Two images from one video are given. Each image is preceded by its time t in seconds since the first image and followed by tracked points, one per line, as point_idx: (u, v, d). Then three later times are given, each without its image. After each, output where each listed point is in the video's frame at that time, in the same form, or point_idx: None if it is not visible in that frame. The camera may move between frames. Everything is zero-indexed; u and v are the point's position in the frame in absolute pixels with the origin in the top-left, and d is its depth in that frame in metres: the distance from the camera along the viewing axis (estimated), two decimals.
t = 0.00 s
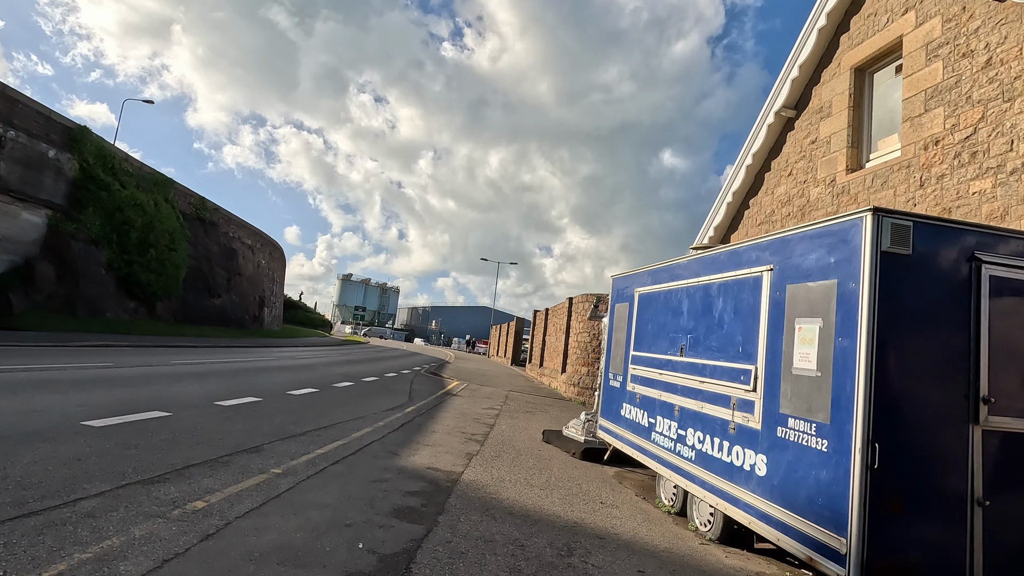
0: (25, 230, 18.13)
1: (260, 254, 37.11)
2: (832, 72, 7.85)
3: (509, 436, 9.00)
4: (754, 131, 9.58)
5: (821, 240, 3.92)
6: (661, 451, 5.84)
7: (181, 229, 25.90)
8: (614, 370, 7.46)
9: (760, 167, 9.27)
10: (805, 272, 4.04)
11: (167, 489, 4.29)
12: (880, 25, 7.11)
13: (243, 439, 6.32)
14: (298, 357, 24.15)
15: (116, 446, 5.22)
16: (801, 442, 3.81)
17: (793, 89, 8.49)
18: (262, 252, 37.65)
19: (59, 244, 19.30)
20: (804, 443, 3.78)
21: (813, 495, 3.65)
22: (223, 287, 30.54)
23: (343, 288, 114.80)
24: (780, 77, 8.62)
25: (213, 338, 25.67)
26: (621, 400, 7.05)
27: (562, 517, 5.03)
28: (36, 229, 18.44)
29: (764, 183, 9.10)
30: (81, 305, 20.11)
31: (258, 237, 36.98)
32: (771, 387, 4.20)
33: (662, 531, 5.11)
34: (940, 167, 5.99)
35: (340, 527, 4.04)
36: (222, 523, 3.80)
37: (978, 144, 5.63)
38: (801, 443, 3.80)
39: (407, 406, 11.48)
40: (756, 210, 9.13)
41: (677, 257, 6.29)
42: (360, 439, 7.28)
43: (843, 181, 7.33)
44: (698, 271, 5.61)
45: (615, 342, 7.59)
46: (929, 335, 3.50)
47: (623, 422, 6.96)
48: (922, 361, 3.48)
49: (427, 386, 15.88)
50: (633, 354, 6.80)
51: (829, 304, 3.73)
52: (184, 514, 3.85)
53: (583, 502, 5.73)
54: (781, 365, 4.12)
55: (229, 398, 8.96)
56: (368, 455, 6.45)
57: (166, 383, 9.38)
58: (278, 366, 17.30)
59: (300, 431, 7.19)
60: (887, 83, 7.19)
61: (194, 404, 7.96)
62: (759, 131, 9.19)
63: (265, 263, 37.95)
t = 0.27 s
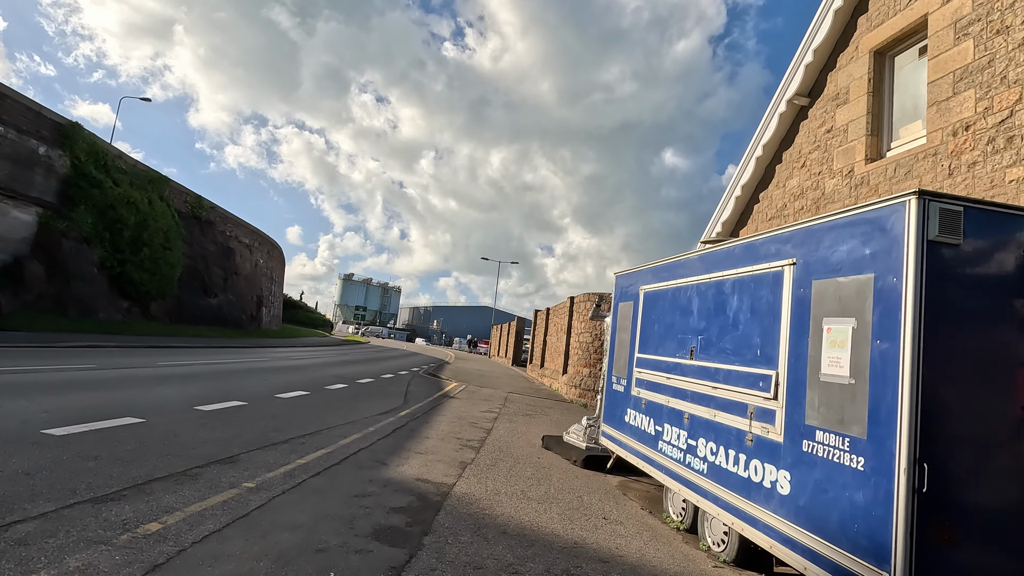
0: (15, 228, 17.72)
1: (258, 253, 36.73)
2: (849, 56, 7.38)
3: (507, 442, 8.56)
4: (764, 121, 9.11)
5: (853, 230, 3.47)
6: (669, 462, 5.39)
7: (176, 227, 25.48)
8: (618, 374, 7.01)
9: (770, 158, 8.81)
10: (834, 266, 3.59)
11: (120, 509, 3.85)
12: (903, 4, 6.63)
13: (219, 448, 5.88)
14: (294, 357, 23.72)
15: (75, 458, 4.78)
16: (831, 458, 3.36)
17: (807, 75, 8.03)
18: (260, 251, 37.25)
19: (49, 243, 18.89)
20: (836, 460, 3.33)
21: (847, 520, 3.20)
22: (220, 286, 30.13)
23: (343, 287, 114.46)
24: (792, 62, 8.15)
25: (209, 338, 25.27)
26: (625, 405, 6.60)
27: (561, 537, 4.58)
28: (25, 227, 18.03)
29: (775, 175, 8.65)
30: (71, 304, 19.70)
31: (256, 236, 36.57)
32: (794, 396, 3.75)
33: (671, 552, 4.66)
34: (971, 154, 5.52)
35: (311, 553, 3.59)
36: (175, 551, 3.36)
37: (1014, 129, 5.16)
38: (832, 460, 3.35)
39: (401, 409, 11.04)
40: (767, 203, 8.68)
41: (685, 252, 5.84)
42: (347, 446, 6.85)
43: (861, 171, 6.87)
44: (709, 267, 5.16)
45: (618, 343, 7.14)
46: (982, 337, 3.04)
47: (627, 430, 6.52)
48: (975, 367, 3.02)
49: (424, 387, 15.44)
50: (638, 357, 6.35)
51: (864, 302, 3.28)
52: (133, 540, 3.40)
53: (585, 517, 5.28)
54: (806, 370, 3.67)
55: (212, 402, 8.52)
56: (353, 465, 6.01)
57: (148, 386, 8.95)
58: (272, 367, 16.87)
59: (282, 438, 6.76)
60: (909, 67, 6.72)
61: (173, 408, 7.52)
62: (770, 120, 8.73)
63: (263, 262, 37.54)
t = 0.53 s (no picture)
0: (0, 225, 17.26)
1: (254, 252, 36.27)
2: (868, 36, 6.93)
3: (504, 447, 8.13)
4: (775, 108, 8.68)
5: (897, 210, 3.04)
6: (680, 471, 4.95)
7: (168, 225, 25.02)
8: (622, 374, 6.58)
9: (781, 148, 8.38)
10: (873, 252, 3.16)
11: (66, 529, 3.40)
12: None
13: (192, 455, 5.44)
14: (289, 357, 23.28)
15: (27, 468, 4.34)
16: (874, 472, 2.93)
17: (821, 58, 7.59)
18: (256, 250, 36.81)
19: (36, 240, 18.43)
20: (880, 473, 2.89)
21: (896, 545, 2.76)
22: (214, 285, 29.68)
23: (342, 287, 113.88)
24: (806, 45, 7.72)
25: (202, 338, 24.82)
26: (631, 408, 6.17)
27: (562, 555, 4.14)
28: (11, 224, 17.58)
29: (786, 165, 8.23)
30: (59, 303, 19.25)
31: (252, 235, 36.12)
32: (826, 400, 3.32)
33: (684, 571, 4.22)
34: (1007, 136, 5.08)
35: None
36: None
37: None
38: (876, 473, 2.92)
39: (395, 411, 10.60)
40: (778, 194, 8.27)
41: (697, 242, 5.40)
42: (334, 452, 6.41)
43: (882, 157, 6.44)
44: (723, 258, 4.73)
45: (622, 342, 6.71)
46: None
47: (633, 434, 6.08)
48: None
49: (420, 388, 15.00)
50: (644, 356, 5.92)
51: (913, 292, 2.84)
52: (72, 567, 2.96)
53: (588, 531, 4.84)
54: (841, 371, 3.24)
55: (193, 404, 8.07)
56: (338, 473, 5.57)
57: (127, 388, 8.51)
58: (264, 367, 16.42)
59: (264, 443, 6.32)
60: (933, 46, 6.28)
61: (150, 412, 7.07)
62: (782, 107, 8.30)
63: (259, 261, 37.10)
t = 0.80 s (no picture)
0: None
1: (248, 250, 35.76)
2: (886, 16, 6.51)
3: (498, 452, 7.69)
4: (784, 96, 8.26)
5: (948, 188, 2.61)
6: (687, 483, 4.52)
7: (159, 222, 24.52)
8: (623, 376, 6.15)
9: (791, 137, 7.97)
10: (917, 237, 2.73)
11: None
12: None
13: (156, 463, 4.99)
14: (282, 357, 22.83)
15: None
16: (923, 494, 2.50)
17: (834, 41, 7.16)
18: (251, 248, 36.30)
19: (20, 236, 17.93)
20: (931, 496, 2.47)
21: None
22: (207, 283, 29.18)
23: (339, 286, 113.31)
24: (818, 27, 7.29)
25: (193, 337, 24.33)
26: (633, 412, 5.74)
27: None
28: None
29: (796, 155, 7.81)
30: (44, 301, 18.75)
31: (246, 233, 35.62)
32: (860, 408, 2.89)
33: None
34: None
35: None
36: None
37: None
38: (925, 496, 2.49)
39: (387, 413, 10.16)
40: (787, 186, 7.85)
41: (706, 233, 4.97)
42: (314, 459, 5.97)
43: (901, 145, 6.01)
44: (736, 248, 4.30)
45: (624, 341, 6.28)
46: None
47: (635, 441, 5.65)
48: None
49: (414, 389, 14.55)
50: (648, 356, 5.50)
51: (971, 284, 2.42)
52: None
53: (587, 549, 4.40)
54: (879, 375, 2.80)
55: (168, 406, 7.60)
56: (316, 483, 5.13)
57: (100, 388, 8.04)
58: (254, 367, 15.96)
59: (239, 449, 5.87)
60: (958, 25, 5.85)
61: (118, 415, 6.61)
62: (791, 94, 7.88)
63: (253, 259, 36.60)
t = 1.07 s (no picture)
0: None
1: (240, 246, 35.14)
2: None
3: (489, 456, 7.24)
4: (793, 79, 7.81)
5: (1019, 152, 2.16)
6: (693, 495, 4.08)
7: (146, 217, 23.97)
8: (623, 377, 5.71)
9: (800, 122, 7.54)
10: (978, 214, 2.29)
11: None
12: None
13: (108, 472, 4.52)
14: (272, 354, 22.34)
15: None
16: (988, 523, 2.06)
17: (849, 19, 6.71)
18: (243, 244, 35.70)
19: None
20: (999, 526, 2.03)
21: None
22: (197, 280, 28.61)
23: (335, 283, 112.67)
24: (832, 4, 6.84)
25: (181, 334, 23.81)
26: (633, 415, 5.30)
27: None
28: None
29: (806, 141, 7.37)
30: (25, 297, 18.22)
31: (238, 229, 35.05)
32: (903, 416, 2.45)
33: None
34: None
35: None
36: None
37: None
38: (990, 526, 2.05)
39: (375, 413, 9.72)
40: (796, 174, 7.42)
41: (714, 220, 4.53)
42: (288, 465, 5.51)
43: (921, 127, 5.57)
44: (749, 234, 3.85)
45: (623, 338, 5.83)
46: None
47: (635, 447, 5.20)
48: None
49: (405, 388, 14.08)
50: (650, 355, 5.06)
51: None
52: None
53: (583, 569, 3.95)
54: (929, 377, 2.36)
55: (137, 407, 7.12)
56: (285, 493, 4.67)
57: (66, 388, 7.56)
58: (241, 364, 15.46)
59: (204, 455, 5.40)
60: None
61: (78, 417, 6.13)
62: (801, 77, 7.44)
63: (246, 256, 36.03)
